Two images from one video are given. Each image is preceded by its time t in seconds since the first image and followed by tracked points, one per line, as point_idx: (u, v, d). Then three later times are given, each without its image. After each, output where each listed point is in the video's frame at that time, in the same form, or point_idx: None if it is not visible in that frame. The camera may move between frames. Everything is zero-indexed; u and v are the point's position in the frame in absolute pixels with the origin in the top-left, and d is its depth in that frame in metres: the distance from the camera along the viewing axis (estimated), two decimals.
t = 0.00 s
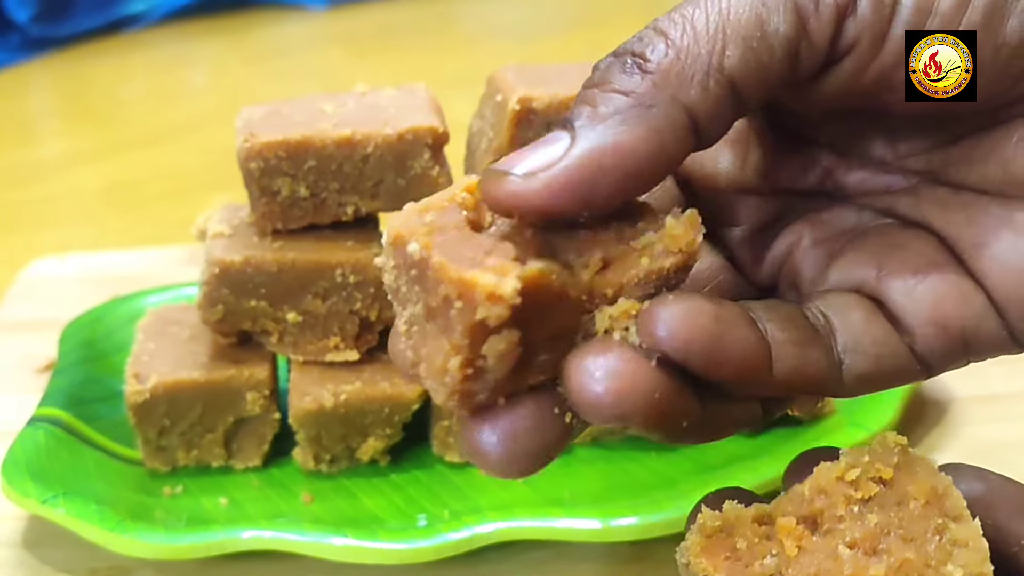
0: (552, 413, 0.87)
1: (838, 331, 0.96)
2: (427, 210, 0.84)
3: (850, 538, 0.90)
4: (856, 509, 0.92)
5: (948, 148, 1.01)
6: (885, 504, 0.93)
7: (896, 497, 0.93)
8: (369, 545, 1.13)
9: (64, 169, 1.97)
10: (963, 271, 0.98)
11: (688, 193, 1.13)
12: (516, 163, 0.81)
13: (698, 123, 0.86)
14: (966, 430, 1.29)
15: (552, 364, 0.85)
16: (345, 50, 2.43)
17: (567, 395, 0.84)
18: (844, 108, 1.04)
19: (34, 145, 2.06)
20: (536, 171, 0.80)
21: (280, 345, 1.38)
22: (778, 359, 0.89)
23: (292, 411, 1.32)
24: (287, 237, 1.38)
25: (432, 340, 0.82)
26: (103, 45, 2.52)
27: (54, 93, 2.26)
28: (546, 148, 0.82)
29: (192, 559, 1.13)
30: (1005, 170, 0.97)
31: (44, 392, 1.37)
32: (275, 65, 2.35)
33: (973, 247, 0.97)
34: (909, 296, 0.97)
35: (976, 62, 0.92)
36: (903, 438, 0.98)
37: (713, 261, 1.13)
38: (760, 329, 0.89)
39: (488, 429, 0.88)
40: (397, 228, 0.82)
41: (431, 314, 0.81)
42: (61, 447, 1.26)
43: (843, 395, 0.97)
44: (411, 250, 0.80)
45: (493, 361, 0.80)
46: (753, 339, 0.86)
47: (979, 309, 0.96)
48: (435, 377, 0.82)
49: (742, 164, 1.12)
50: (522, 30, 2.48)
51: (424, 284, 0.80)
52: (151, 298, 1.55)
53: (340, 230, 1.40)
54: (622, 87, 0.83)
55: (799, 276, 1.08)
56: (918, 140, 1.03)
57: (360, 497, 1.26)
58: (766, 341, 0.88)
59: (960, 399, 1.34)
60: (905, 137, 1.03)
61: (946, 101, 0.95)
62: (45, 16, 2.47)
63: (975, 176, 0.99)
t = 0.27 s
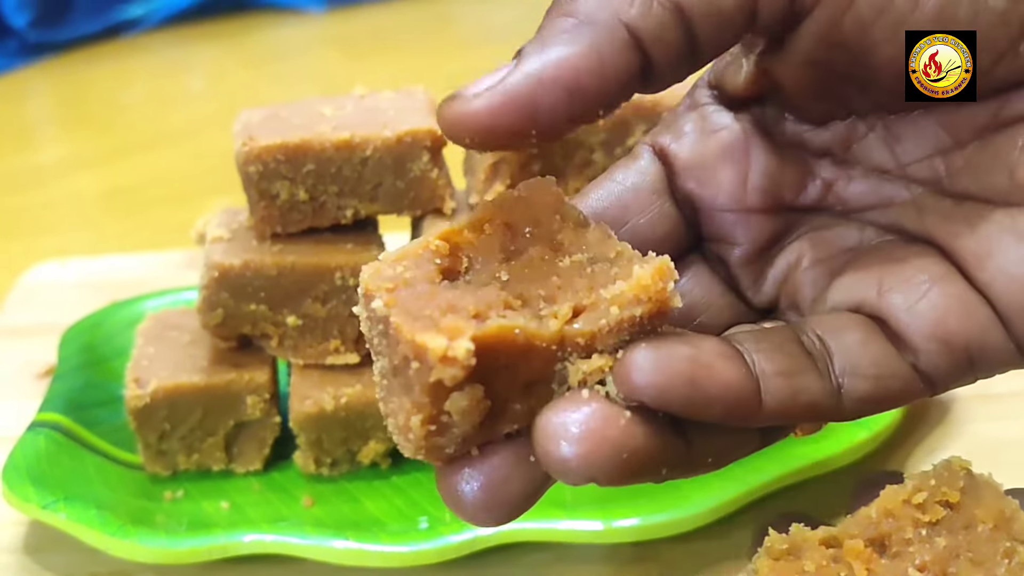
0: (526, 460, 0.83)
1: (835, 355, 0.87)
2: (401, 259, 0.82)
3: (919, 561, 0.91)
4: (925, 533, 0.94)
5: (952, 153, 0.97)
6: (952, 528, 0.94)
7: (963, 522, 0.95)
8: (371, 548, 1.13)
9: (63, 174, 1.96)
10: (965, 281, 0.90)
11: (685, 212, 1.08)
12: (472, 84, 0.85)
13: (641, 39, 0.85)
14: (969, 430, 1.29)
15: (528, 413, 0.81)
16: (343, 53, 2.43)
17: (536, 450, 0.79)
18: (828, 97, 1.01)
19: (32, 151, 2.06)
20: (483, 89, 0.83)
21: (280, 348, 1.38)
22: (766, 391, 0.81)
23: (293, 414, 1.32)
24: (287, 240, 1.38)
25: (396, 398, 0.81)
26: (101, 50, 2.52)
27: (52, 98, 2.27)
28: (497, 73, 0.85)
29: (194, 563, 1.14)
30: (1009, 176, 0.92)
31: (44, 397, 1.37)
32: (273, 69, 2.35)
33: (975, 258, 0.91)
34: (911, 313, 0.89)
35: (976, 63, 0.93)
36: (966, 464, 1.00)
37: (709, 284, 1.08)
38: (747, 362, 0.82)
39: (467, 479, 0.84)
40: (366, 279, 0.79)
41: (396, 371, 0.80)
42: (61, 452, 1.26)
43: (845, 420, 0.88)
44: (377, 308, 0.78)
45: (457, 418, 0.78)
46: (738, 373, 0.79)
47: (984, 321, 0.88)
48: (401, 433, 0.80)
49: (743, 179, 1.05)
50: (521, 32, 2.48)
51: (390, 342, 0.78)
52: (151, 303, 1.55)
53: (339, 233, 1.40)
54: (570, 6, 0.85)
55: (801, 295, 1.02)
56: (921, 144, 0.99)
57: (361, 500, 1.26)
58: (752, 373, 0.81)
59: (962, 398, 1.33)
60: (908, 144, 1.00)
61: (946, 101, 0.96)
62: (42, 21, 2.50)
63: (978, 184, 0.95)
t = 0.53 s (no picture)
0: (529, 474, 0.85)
1: (839, 374, 0.87)
2: (405, 271, 0.81)
3: None
4: (993, 550, 0.96)
5: (958, 176, 1.01)
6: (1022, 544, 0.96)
7: None
8: (372, 552, 1.13)
9: (62, 180, 1.97)
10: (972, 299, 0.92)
11: (697, 225, 1.10)
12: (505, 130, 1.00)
13: (643, 104, 0.97)
14: (968, 430, 1.29)
15: (530, 429, 0.82)
16: (341, 58, 2.44)
17: (535, 465, 0.80)
18: (835, 123, 1.05)
19: (31, 158, 2.06)
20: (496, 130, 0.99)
21: (279, 354, 1.38)
22: (771, 409, 0.81)
23: (293, 419, 1.32)
24: (286, 245, 1.38)
25: (399, 413, 0.81)
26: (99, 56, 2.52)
27: (50, 104, 2.27)
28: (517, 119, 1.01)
29: (195, 568, 1.14)
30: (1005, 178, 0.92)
31: (44, 403, 1.37)
32: (271, 74, 2.36)
33: (982, 277, 0.93)
34: (917, 331, 0.90)
35: (976, 63, 0.96)
36: None
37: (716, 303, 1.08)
38: (751, 382, 0.81)
39: (470, 488, 0.86)
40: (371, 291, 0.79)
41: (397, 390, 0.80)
42: (62, 458, 1.26)
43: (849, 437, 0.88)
44: (381, 324, 0.78)
45: (459, 437, 0.79)
46: (743, 392, 0.80)
47: (990, 342, 0.89)
48: (403, 450, 0.82)
49: (752, 194, 1.09)
50: (519, 36, 2.49)
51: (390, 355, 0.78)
52: (150, 309, 1.56)
53: (338, 238, 1.40)
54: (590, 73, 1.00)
55: (806, 314, 1.03)
56: (928, 165, 1.03)
57: (362, 504, 1.27)
58: (757, 392, 0.81)
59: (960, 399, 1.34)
60: (915, 166, 1.04)
61: (945, 101, 0.97)
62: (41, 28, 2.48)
63: (985, 206, 0.98)
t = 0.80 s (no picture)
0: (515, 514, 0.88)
1: (830, 422, 0.91)
2: (419, 307, 0.83)
3: None
4: None
5: (962, 198, 1.01)
6: None
7: None
8: (372, 557, 1.14)
9: (63, 186, 1.97)
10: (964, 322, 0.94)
11: (700, 249, 1.14)
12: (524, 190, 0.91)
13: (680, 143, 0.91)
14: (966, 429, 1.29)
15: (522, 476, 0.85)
16: (340, 62, 2.45)
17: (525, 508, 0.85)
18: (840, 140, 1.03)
19: (32, 164, 2.07)
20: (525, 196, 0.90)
21: (279, 358, 1.38)
22: (766, 467, 0.87)
23: (293, 423, 1.32)
24: (285, 250, 1.38)
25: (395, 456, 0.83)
26: (99, 62, 2.53)
27: (50, 110, 2.28)
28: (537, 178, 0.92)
29: (195, 573, 1.14)
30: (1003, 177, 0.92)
31: (46, 409, 1.37)
32: (269, 79, 2.36)
33: (982, 301, 0.94)
34: (910, 367, 0.93)
35: (976, 63, 0.93)
36: None
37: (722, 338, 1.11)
38: (745, 439, 0.87)
39: (462, 511, 0.88)
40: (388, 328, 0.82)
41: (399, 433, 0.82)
42: (63, 463, 1.26)
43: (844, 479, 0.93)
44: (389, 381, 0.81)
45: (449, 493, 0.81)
46: (736, 454, 0.85)
47: (987, 365, 0.91)
48: (394, 488, 0.83)
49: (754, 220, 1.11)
50: (517, 39, 2.50)
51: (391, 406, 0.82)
52: (151, 314, 1.56)
53: (338, 242, 1.40)
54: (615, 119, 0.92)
55: (805, 344, 1.07)
56: (932, 190, 1.03)
57: (362, 508, 1.27)
58: (751, 451, 0.86)
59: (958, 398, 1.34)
60: (922, 188, 1.04)
61: (945, 101, 0.94)
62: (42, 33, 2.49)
63: (988, 228, 0.98)
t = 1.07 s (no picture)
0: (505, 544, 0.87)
1: (834, 477, 0.87)
2: (485, 327, 0.76)
3: None
4: None
5: (962, 203, 0.97)
6: None
7: None
8: (373, 560, 1.14)
9: (63, 191, 1.98)
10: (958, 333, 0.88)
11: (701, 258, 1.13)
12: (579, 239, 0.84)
13: (717, 124, 0.89)
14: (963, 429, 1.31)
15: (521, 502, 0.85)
16: (339, 66, 2.45)
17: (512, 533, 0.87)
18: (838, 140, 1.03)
19: (32, 169, 2.07)
20: (599, 235, 0.83)
21: (279, 363, 1.38)
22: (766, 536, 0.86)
23: (294, 427, 1.32)
24: (285, 255, 1.38)
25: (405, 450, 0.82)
26: (98, 67, 2.53)
27: (49, 115, 2.28)
28: (595, 216, 0.85)
29: None
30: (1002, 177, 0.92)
31: (47, 414, 1.38)
32: (267, 83, 2.37)
33: (983, 309, 0.87)
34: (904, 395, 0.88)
35: (976, 63, 0.92)
36: None
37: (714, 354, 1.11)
38: (741, 510, 0.86)
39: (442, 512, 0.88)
40: (449, 345, 0.75)
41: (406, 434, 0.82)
42: (63, 468, 1.27)
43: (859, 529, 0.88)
44: (434, 400, 0.77)
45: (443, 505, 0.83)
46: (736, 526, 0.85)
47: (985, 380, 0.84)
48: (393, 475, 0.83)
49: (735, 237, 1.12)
50: (515, 42, 2.51)
51: (425, 410, 0.79)
52: (151, 319, 1.56)
53: (338, 247, 1.41)
54: (642, 119, 0.86)
55: (794, 366, 1.04)
56: (933, 194, 1.00)
57: (363, 512, 1.27)
58: (749, 521, 0.86)
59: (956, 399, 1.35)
60: (922, 194, 1.01)
61: (946, 101, 0.93)
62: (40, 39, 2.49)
63: (987, 232, 0.93)
